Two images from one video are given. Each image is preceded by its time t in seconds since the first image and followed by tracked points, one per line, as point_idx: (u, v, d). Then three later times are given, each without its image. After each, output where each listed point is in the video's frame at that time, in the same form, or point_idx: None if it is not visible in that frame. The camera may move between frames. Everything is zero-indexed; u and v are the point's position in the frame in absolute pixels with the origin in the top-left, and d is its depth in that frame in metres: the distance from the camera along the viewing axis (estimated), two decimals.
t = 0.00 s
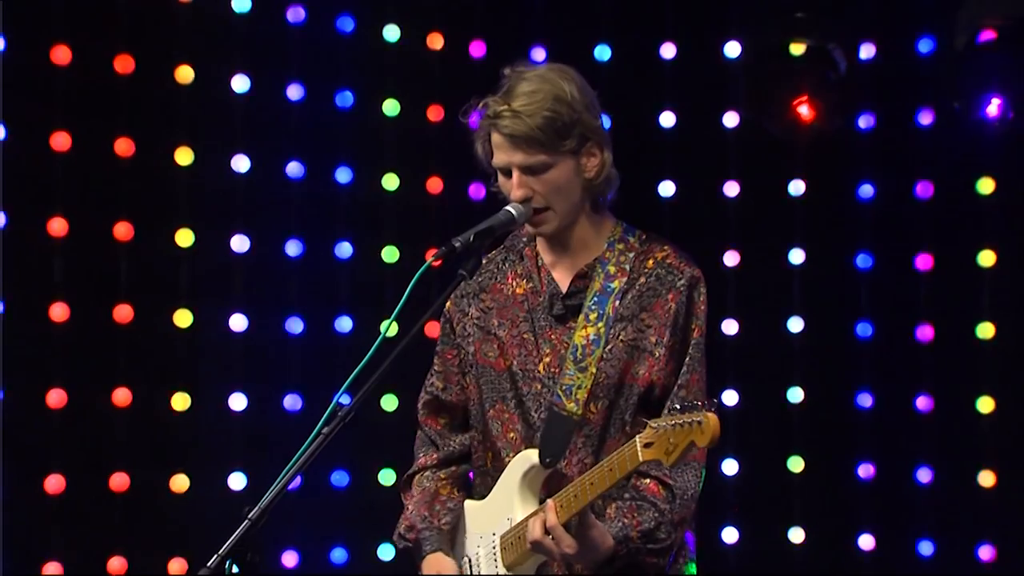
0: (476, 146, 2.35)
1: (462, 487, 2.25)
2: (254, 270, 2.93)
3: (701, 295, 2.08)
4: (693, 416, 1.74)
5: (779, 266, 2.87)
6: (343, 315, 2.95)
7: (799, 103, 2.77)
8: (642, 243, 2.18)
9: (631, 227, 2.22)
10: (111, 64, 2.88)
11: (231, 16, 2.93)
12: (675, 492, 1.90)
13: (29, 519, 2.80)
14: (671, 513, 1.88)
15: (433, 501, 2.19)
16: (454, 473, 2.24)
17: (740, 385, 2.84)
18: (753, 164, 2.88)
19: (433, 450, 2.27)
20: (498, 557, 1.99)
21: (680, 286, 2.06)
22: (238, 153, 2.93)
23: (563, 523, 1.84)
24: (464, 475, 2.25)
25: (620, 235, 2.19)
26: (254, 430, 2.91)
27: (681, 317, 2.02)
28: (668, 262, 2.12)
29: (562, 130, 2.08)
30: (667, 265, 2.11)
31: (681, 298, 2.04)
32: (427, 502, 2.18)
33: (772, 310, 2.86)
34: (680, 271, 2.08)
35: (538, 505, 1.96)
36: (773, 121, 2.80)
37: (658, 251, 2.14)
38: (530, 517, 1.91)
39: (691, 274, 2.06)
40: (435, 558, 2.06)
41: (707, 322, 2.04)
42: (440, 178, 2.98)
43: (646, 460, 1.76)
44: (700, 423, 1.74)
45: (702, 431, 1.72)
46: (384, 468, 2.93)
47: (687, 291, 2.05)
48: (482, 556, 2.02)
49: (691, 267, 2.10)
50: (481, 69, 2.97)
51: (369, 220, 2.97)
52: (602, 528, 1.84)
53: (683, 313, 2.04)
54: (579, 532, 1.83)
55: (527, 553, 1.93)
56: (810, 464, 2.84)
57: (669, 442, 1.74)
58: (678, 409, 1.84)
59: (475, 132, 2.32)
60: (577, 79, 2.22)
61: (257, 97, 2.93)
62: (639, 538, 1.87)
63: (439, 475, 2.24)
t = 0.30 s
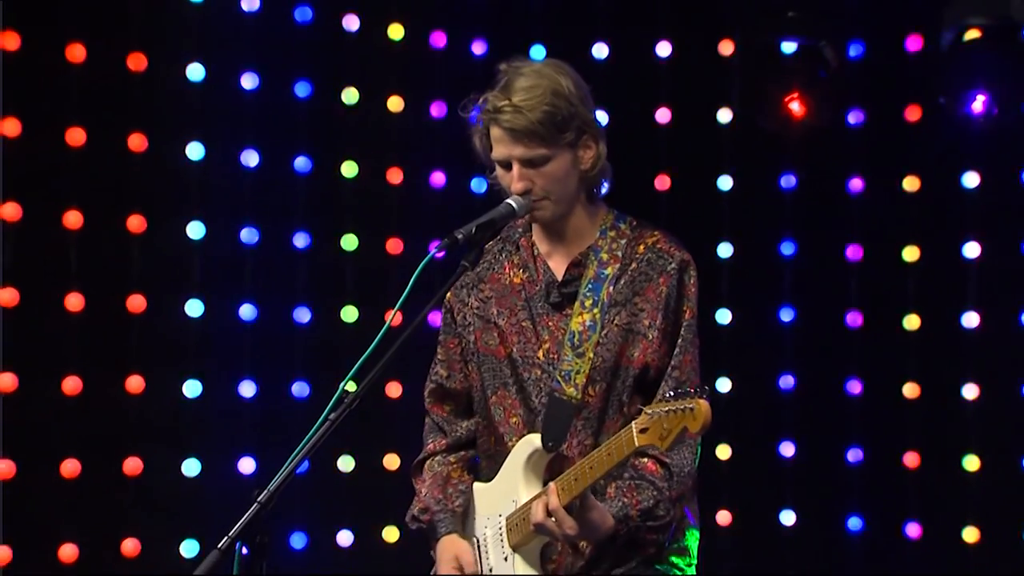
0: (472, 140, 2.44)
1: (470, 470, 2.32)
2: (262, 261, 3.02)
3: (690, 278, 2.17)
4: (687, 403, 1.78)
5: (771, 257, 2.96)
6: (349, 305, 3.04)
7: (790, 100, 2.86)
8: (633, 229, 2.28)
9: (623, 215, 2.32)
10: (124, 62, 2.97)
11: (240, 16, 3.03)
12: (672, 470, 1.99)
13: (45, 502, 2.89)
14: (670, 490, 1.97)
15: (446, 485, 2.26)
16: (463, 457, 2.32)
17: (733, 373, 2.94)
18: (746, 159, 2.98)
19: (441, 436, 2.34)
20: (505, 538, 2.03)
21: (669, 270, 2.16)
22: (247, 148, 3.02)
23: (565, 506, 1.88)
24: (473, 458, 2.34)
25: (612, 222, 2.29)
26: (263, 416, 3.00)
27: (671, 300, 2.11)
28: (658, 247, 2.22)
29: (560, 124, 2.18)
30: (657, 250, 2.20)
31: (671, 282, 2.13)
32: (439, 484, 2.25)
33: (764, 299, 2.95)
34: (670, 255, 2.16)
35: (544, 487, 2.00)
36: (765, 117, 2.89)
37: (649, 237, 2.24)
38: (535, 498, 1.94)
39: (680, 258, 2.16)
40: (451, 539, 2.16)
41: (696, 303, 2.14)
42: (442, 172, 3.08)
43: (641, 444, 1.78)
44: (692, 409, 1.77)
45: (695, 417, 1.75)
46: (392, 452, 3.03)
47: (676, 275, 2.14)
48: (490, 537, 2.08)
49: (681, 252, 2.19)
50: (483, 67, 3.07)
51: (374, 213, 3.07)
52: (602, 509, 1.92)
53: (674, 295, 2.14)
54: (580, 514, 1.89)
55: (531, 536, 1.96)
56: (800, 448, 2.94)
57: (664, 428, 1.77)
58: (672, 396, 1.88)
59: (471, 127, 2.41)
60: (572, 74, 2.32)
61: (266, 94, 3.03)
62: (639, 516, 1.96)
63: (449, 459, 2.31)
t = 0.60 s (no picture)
0: (474, 138, 2.53)
1: (474, 457, 2.45)
2: (270, 254, 3.12)
3: (682, 274, 2.21)
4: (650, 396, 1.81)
5: (764, 249, 3.06)
6: (354, 296, 3.14)
7: (782, 97, 3.00)
8: (628, 225, 2.34)
9: (620, 210, 2.38)
10: (137, 60, 3.07)
11: (249, 15, 3.12)
12: (661, 462, 2.02)
13: (60, 489, 2.97)
14: (658, 482, 2.01)
15: (444, 471, 2.39)
16: (465, 444, 2.44)
17: (726, 362, 3.04)
18: (739, 155, 3.07)
19: (446, 424, 2.47)
20: (502, 524, 2.12)
21: (660, 266, 2.21)
22: (256, 144, 3.11)
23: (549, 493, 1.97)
24: (475, 446, 2.45)
25: (608, 218, 2.36)
26: (271, 404, 3.10)
27: (660, 295, 2.16)
28: (651, 244, 2.27)
29: (561, 121, 2.27)
30: (649, 246, 2.26)
31: (660, 278, 2.18)
32: (438, 472, 2.38)
33: (757, 291, 3.05)
34: (661, 252, 2.21)
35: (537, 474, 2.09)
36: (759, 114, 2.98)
37: (642, 233, 2.30)
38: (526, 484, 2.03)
39: (671, 255, 2.20)
40: (444, 522, 2.27)
41: (687, 299, 2.17)
42: (445, 167, 3.19)
43: (611, 435, 1.83)
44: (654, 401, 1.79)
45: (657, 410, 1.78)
46: (395, 440, 3.14)
47: (666, 271, 2.19)
48: (489, 522, 2.17)
49: (672, 248, 2.23)
50: (484, 65, 3.17)
51: (379, 207, 3.17)
52: (590, 500, 1.97)
53: (663, 290, 2.18)
54: (564, 504, 1.96)
55: (523, 522, 2.04)
56: (791, 435, 3.03)
57: (629, 420, 1.81)
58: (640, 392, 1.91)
59: (474, 125, 2.51)
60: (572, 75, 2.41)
61: (273, 91, 3.12)
62: (628, 507, 1.99)
63: (450, 446, 2.44)
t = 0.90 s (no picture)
0: (476, 135, 2.63)
1: (475, 441, 2.55)
2: (278, 247, 3.20)
3: (673, 269, 2.29)
4: (631, 391, 1.86)
5: (757, 242, 3.16)
6: (360, 287, 3.25)
7: (775, 95, 3.05)
8: (626, 220, 2.43)
9: (619, 205, 2.47)
10: (148, 59, 3.15)
11: (257, 15, 3.21)
12: (654, 454, 2.10)
13: (73, 477, 3.05)
14: (653, 472, 2.09)
15: (444, 454, 2.50)
16: (469, 429, 2.55)
17: (719, 351, 3.15)
18: (732, 150, 3.18)
19: (451, 408, 2.57)
20: (501, 509, 2.20)
21: (653, 261, 2.29)
22: (264, 140, 3.20)
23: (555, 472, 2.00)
24: (478, 431, 2.56)
25: (607, 214, 2.44)
26: (279, 393, 3.19)
27: (651, 290, 2.25)
28: (646, 239, 2.35)
29: (559, 118, 2.36)
30: (643, 241, 2.34)
31: (652, 274, 2.27)
32: (438, 454, 2.50)
33: (751, 282, 3.15)
34: (654, 248, 2.30)
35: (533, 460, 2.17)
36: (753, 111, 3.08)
37: (637, 229, 2.38)
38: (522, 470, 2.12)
39: (664, 250, 2.29)
40: (440, 502, 2.37)
41: (678, 295, 2.26)
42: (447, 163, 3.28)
43: (596, 429, 1.89)
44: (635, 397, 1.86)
45: (637, 406, 1.84)
46: (399, 427, 3.23)
47: (658, 267, 2.27)
48: (490, 505, 2.26)
49: (666, 244, 2.32)
50: (485, 64, 3.26)
51: (384, 201, 3.27)
52: (590, 486, 2.01)
53: (654, 286, 2.27)
54: (568, 485, 1.99)
55: (521, 505, 2.12)
56: (784, 422, 3.14)
57: (612, 413, 1.88)
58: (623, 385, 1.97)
59: (475, 122, 2.61)
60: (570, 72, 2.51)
61: (281, 89, 3.21)
62: (625, 497, 2.09)
63: (453, 430, 2.55)
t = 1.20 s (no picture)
0: (481, 129, 2.73)
1: (474, 430, 2.65)
2: (285, 238, 3.31)
3: (672, 265, 2.37)
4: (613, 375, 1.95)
5: (750, 235, 3.25)
6: (365, 279, 3.35)
7: (767, 92, 3.14)
8: (627, 215, 2.53)
9: (620, 201, 2.57)
10: (159, 57, 3.24)
11: (265, 14, 3.30)
12: (645, 442, 2.18)
13: (88, 461, 3.15)
14: (644, 461, 2.17)
15: (444, 440, 2.60)
16: (469, 417, 2.65)
17: (713, 340, 3.24)
18: (726, 145, 3.28)
19: (454, 395, 2.68)
20: (496, 492, 2.29)
21: (652, 256, 2.37)
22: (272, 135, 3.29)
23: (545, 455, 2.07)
24: (479, 419, 2.66)
25: (609, 209, 2.55)
26: (287, 380, 3.30)
27: (650, 283, 2.33)
28: (646, 235, 2.44)
29: (559, 114, 2.45)
30: (644, 237, 2.43)
31: (651, 268, 2.36)
32: (438, 440, 2.59)
33: (743, 273, 3.24)
34: (653, 243, 2.39)
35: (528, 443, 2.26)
36: (746, 107, 3.18)
37: (638, 225, 2.47)
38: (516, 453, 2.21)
39: (663, 246, 2.37)
40: (439, 488, 2.46)
41: (676, 290, 2.34)
42: (449, 158, 3.39)
43: (582, 413, 1.96)
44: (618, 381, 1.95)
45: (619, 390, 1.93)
46: (402, 414, 3.34)
47: (657, 262, 2.36)
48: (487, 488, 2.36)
49: (666, 241, 2.41)
50: (485, 62, 3.37)
51: (388, 195, 3.37)
52: (581, 470, 2.09)
53: (652, 280, 2.35)
54: (559, 470, 2.07)
55: (515, 487, 2.22)
56: (776, 409, 3.24)
57: (597, 398, 1.96)
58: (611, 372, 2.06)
59: (481, 117, 2.70)
60: (572, 70, 2.60)
61: (289, 86, 3.31)
62: (617, 483, 2.16)
63: (454, 418, 2.65)
